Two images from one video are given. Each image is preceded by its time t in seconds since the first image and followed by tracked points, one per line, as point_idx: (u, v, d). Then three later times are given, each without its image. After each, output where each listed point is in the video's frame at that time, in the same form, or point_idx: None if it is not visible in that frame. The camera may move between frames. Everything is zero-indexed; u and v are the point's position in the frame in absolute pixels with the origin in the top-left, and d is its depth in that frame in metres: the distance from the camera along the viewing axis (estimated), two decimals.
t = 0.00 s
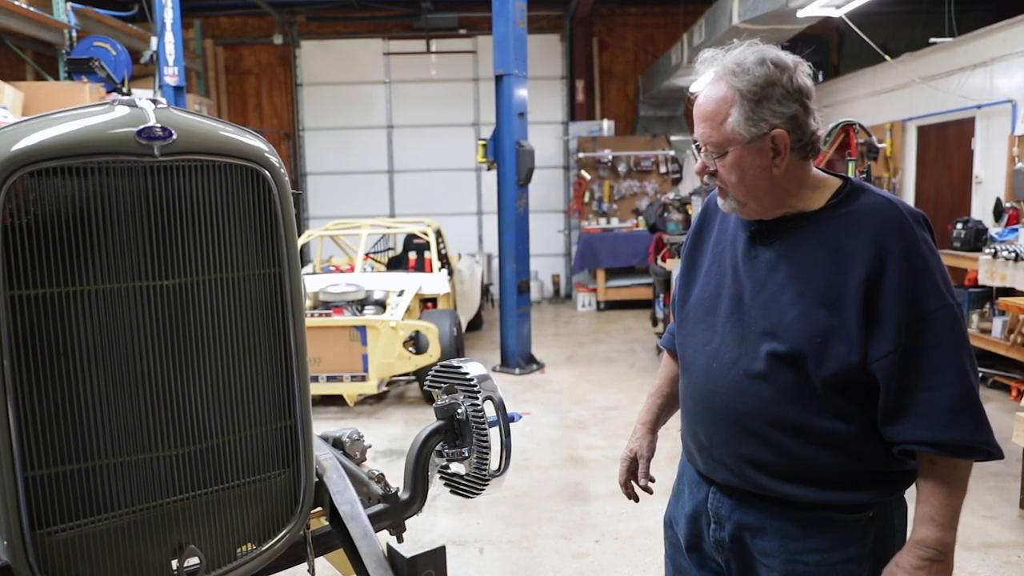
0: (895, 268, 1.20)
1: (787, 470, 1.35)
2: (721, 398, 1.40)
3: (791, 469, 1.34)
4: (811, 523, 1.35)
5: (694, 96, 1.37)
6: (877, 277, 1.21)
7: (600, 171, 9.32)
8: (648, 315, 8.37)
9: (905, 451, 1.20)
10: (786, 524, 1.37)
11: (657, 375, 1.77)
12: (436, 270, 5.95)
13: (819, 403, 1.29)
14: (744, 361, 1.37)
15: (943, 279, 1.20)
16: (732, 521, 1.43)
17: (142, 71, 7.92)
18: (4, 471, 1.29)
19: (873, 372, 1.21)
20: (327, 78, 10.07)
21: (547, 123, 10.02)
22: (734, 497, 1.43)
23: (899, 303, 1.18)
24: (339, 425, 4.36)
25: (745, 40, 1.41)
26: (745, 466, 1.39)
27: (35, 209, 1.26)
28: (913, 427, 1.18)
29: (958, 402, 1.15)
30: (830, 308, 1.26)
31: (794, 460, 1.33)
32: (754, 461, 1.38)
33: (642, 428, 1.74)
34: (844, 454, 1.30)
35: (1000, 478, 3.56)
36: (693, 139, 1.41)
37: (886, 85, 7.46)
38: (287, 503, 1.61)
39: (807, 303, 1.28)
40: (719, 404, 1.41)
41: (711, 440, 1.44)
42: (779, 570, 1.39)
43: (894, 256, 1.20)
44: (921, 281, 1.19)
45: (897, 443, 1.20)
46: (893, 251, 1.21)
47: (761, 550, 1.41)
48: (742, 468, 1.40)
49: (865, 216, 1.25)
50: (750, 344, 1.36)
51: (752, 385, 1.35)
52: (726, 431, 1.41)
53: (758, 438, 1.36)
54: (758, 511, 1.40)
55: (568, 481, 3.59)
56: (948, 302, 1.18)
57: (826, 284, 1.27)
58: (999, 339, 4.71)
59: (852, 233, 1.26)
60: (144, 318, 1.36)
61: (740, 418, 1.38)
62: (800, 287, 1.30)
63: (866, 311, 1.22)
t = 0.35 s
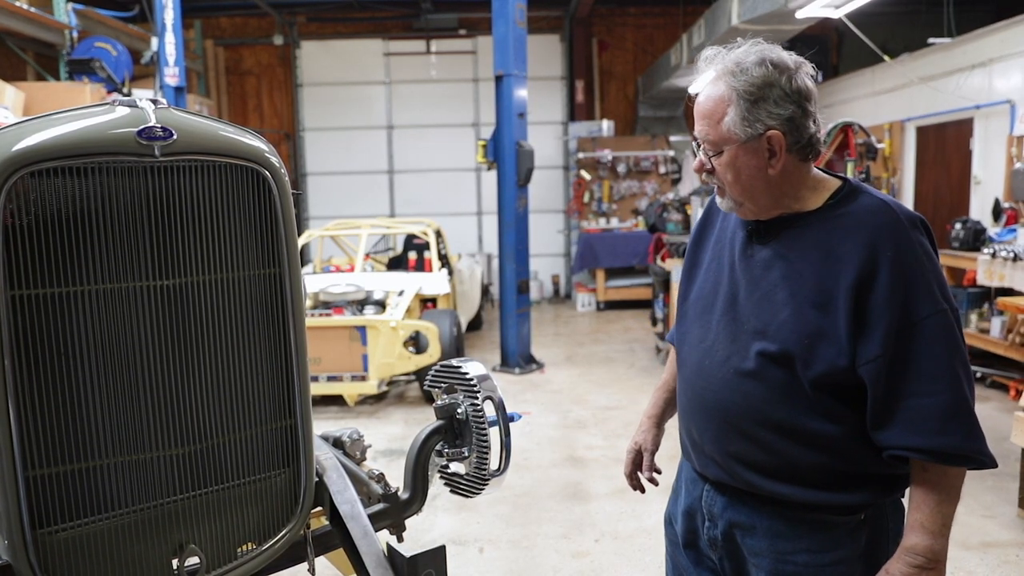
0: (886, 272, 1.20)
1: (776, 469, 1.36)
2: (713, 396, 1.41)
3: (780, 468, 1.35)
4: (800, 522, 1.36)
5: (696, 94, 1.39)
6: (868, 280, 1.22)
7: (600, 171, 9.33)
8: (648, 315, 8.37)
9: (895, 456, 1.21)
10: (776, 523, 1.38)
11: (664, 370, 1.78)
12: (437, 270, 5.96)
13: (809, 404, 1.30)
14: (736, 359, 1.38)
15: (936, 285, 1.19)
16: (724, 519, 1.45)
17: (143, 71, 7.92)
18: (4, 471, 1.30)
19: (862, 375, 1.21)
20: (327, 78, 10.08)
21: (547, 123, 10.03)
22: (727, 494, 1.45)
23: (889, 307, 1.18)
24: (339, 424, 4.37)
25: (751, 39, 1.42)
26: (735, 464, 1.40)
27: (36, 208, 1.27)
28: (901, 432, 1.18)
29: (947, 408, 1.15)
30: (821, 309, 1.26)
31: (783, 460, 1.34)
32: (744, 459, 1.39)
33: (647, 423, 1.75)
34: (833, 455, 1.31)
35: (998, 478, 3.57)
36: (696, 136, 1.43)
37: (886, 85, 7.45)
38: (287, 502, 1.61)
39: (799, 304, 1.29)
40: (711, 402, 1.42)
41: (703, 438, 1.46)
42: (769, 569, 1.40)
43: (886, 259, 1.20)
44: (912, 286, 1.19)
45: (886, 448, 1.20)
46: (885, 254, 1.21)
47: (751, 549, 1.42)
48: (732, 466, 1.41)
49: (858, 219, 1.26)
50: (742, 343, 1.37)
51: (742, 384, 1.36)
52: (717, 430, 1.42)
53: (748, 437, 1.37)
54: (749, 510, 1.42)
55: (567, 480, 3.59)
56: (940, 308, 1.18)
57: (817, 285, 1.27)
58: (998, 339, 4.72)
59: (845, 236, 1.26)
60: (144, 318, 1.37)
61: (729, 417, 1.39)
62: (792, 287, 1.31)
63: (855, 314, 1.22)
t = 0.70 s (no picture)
0: (881, 273, 1.20)
1: (772, 469, 1.36)
2: (709, 396, 1.42)
3: (776, 468, 1.36)
4: (797, 524, 1.37)
5: (694, 94, 1.40)
6: (863, 281, 1.22)
7: (600, 171, 9.33)
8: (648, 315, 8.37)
9: (890, 459, 1.21)
10: (773, 525, 1.39)
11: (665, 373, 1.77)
12: (437, 270, 5.96)
13: (804, 405, 1.30)
14: (732, 360, 1.39)
15: (932, 286, 1.19)
16: (722, 520, 1.46)
17: (143, 71, 7.93)
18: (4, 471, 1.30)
19: (856, 377, 1.22)
20: (327, 78, 10.08)
21: (547, 123, 10.03)
22: (724, 495, 1.46)
23: (884, 309, 1.19)
24: (339, 424, 4.37)
25: (750, 39, 1.43)
26: (732, 465, 1.41)
27: (36, 208, 1.27)
28: (896, 435, 1.19)
29: (942, 411, 1.16)
30: (817, 309, 1.27)
31: (778, 461, 1.35)
32: (740, 460, 1.40)
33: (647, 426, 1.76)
34: (829, 456, 1.31)
35: (998, 478, 3.58)
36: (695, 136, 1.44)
37: (886, 85, 7.45)
38: (287, 502, 1.62)
39: (795, 305, 1.29)
40: (707, 402, 1.43)
41: (701, 438, 1.47)
42: (766, 571, 1.40)
43: (881, 261, 1.21)
44: (909, 287, 1.19)
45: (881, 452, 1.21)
46: (880, 255, 1.21)
47: (748, 550, 1.42)
48: (729, 467, 1.42)
49: (854, 220, 1.26)
50: (738, 343, 1.38)
51: (738, 384, 1.37)
52: (714, 430, 1.43)
53: (744, 438, 1.38)
54: (746, 511, 1.42)
55: (567, 480, 3.60)
56: (936, 309, 1.18)
57: (812, 286, 1.28)
58: (997, 339, 4.72)
59: (841, 237, 1.27)
60: (144, 317, 1.38)
61: (726, 417, 1.40)
62: (787, 288, 1.31)
63: (850, 315, 1.23)
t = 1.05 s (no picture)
0: (881, 275, 1.20)
1: (770, 472, 1.36)
2: (707, 398, 1.43)
3: (774, 471, 1.36)
4: (795, 527, 1.37)
5: (693, 93, 1.41)
6: (863, 283, 1.22)
7: (600, 171, 9.33)
8: (648, 315, 8.37)
9: (892, 461, 1.21)
10: (771, 527, 1.39)
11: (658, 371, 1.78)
12: (437, 270, 5.96)
13: (803, 408, 1.30)
14: (731, 362, 1.39)
15: (933, 288, 1.20)
16: (720, 522, 1.46)
17: (143, 71, 7.93)
18: (5, 471, 1.30)
19: (857, 379, 1.22)
20: (327, 78, 10.08)
21: (547, 123, 10.04)
22: (722, 497, 1.46)
23: (886, 313, 1.19)
24: (339, 424, 4.37)
25: (748, 37, 1.43)
26: (731, 468, 1.41)
27: (36, 208, 1.28)
28: (897, 438, 1.19)
29: (944, 413, 1.16)
30: (816, 312, 1.27)
31: (776, 464, 1.35)
32: (739, 462, 1.40)
33: (637, 421, 1.76)
34: (828, 459, 1.31)
35: (998, 477, 3.58)
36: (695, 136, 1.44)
37: (886, 85, 7.45)
38: (287, 501, 1.62)
39: (795, 307, 1.30)
40: (705, 404, 1.43)
41: (699, 440, 1.47)
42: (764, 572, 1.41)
43: (882, 263, 1.21)
44: (910, 290, 1.19)
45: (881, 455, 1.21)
46: (880, 257, 1.21)
47: (746, 552, 1.43)
48: (727, 469, 1.42)
49: (853, 222, 1.26)
50: (736, 345, 1.38)
51: (736, 387, 1.37)
52: (712, 433, 1.43)
53: (742, 440, 1.38)
54: (743, 514, 1.43)
55: (567, 480, 3.60)
56: (936, 312, 1.18)
57: (813, 288, 1.28)
58: (997, 339, 4.72)
59: (841, 239, 1.27)
60: (144, 317, 1.38)
61: (724, 419, 1.40)
62: (787, 290, 1.31)
63: (850, 317, 1.23)
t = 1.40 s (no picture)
0: (880, 274, 1.20)
1: (768, 473, 1.37)
2: (706, 399, 1.42)
3: (772, 472, 1.36)
4: (794, 529, 1.37)
5: (693, 88, 1.39)
6: (862, 283, 1.22)
7: (600, 171, 9.33)
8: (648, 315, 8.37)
9: (891, 461, 1.21)
10: (769, 529, 1.39)
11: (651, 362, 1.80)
12: (437, 270, 5.96)
13: (802, 409, 1.30)
14: (729, 363, 1.39)
15: (931, 287, 1.20)
16: (719, 524, 1.46)
17: (143, 71, 7.93)
18: (5, 472, 1.30)
19: (857, 379, 1.22)
20: (327, 78, 10.08)
21: (547, 123, 10.04)
22: (720, 499, 1.46)
23: (885, 312, 1.19)
24: (339, 424, 4.37)
25: (746, 37, 1.44)
26: (729, 470, 1.41)
27: (35, 208, 1.28)
28: (897, 438, 1.19)
29: (943, 412, 1.16)
30: (815, 312, 1.27)
31: (775, 465, 1.35)
32: (737, 464, 1.40)
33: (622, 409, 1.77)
34: (826, 460, 1.31)
35: (998, 477, 3.58)
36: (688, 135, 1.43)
37: (886, 85, 7.45)
38: (287, 501, 1.62)
39: (794, 308, 1.30)
40: (703, 407, 1.43)
41: (697, 443, 1.47)
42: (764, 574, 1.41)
43: (881, 262, 1.21)
44: (909, 288, 1.19)
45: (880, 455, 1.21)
46: (879, 256, 1.21)
47: (745, 553, 1.43)
48: (725, 472, 1.42)
49: (852, 220, 1.26)
50: (735, 346, 1.38)
51: (735, 388, 1.37)
52: (711, 434, 1.43)
53: (740, 442, 1.38)
54: (742, 515, 1.43)
55: (567, 480, 3.60)
56: (936, 311, 1.18)
57: (811, 288, 1.28)
58: (997, 339, 4.72)
59: (839, 239, 1.27)
60: (144, 317, 1.38)
61: (723, 421, 1.40)
62: (785, 291, 1.31)
63: (850, 317, 1.23)
